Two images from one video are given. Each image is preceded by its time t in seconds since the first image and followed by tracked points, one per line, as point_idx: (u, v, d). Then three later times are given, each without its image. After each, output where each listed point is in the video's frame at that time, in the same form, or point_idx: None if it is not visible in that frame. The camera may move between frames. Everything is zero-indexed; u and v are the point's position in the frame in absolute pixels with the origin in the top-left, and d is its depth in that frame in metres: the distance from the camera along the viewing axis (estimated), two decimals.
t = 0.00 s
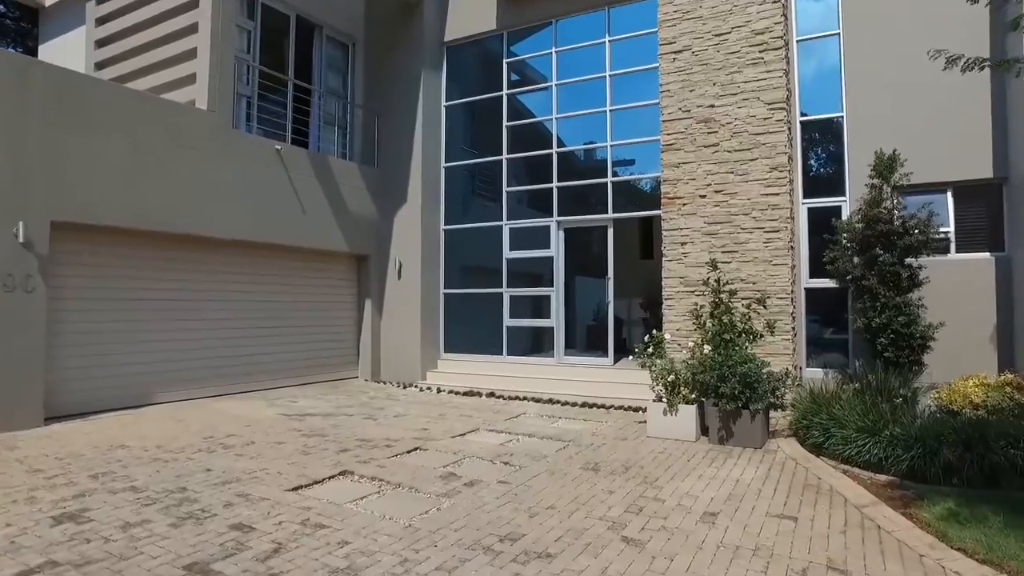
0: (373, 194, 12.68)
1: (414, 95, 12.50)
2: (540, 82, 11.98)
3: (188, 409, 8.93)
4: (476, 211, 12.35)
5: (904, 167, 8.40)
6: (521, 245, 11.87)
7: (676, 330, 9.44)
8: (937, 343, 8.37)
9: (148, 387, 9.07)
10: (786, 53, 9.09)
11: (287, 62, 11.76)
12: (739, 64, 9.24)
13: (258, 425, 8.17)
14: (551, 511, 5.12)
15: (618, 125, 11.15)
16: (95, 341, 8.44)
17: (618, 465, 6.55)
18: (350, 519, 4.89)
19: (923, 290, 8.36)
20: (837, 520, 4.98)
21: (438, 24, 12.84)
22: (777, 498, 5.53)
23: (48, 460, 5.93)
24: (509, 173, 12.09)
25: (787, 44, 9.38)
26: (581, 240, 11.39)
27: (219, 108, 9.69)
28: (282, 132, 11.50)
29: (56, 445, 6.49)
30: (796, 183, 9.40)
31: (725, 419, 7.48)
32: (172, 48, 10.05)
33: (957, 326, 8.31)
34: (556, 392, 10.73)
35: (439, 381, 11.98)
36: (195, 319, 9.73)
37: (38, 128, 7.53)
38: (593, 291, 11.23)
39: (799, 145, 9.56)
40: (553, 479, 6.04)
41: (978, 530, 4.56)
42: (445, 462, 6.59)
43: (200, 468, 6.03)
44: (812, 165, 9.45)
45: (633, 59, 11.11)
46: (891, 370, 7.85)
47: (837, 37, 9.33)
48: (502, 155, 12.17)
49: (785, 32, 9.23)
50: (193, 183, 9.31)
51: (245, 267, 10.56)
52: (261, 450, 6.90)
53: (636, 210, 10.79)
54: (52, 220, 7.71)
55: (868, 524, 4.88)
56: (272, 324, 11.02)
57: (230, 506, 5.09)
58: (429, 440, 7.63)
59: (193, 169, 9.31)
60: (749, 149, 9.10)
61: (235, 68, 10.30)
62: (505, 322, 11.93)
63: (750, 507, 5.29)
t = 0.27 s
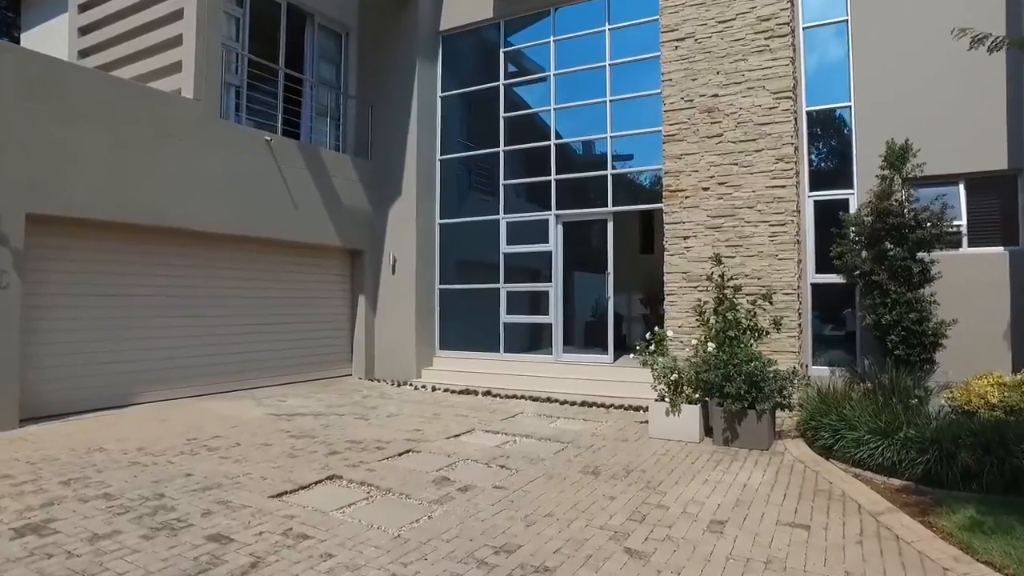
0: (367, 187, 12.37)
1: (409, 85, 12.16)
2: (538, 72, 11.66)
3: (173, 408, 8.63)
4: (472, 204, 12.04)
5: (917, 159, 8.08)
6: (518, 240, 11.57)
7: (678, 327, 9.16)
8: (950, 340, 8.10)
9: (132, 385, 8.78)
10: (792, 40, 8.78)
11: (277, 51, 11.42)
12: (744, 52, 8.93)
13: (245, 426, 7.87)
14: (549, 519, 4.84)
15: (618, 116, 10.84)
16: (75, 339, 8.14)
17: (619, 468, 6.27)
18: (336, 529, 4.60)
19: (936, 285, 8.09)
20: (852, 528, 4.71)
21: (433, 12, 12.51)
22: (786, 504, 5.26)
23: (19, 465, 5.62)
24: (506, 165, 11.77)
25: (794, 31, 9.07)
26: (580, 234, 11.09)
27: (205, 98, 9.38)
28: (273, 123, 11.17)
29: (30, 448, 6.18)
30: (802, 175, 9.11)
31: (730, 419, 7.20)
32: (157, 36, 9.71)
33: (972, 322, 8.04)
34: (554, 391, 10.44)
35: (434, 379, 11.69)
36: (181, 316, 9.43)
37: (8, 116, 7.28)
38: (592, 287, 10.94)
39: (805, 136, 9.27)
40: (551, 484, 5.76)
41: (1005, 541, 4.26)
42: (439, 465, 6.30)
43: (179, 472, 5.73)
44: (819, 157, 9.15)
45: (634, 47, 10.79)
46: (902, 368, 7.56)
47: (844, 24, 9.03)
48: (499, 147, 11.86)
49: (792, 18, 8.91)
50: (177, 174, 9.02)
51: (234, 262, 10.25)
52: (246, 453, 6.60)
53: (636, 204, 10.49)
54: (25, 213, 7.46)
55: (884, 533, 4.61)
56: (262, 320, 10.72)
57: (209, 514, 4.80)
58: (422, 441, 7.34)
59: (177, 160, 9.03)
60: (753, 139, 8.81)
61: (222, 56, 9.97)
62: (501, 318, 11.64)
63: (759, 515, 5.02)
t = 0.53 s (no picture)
0: (360, 184, 12.08)
1: (403, 79, 11.85)
2: (534, 66, 11.37)
3: (155, 412, 8.32)
4: (468, 202, 11.74)
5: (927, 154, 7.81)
6: (514, 238, 11.28)
7: (679, 327, 8.88)
8: (960, 341, 7.84)
9: (113, 388, 8.46)
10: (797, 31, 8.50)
11: (267, 43, 11.10)
12: (747, 43, 8.64)
13: (229, 430, 7.56)
14: (546, 534, 4.57)
15: (617, 111, 10.54)
16: (53, 340, 7.83)
17: (619, 476, 5.99)
18: (319, 545, 4.32)
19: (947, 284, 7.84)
20: (867, 542, 4.43)
21: (428, 5, 12.20)
22: (796, 516, 4.98)
23: None
24: (502, 161, 11.47)
25: (799, 22, 8.80)
26: (578, 232, 10.80)
27: (190, 90, 9.07)
28: (262, 117, 10.86)
29: None
30: (807, 171, 8.85)
31: (734, 424, 6.93)
32: (141, 26, 9.39)
33: (985, 323, 7.79)
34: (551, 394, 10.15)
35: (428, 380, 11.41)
36: (166, 316, 9.12)
37: None
38: (590, 286, 10.67)
39: (810, 131, 9.01)
40: (547, 494, 5.48)
41: None
42: (430, 474, 6.02)
43: (155, 481, 5.43)
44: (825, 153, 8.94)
45: (633, 40, 10.49)
46: (912, 371, 7.29)
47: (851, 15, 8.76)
48: (494, 142, 11.55)
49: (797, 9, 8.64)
50: (161, 170, 8.71)
51: (222, 261, 9.94)
52: (228, 460, 6.31)
53: (635, 201, 10.20)
54: None
55: (902, 548, 4.33)
56: (251, 321, 10.40)
57: (183, 528, 4.51)
58: (414, 447, 7.06)
59: (162, 156, 8.73)
60: (757, 134, 8.53)
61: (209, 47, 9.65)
62: (497, 318, 11.35)
63: (768, 528, 4.74)
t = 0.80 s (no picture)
0: (351, 179, 11.76)
1: (394, 72, 11.53)
2: (530, 58, 11.06)
3: (134, 416, 7.98)
4: (461, 199, 11.43)
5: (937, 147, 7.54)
6: (509, 235, 10.98)
7: (679, 327, 8.60)
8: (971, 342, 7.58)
9: (90, 391, 8.12)
10: (801, 21, 8.22)
11: (254, 35, 10.77)
12: (750, 34, 8.36)
13: (210, 435, 7.23)
14: (542, 548, 4.27)
15: (614, 104, 10.25)
16: (25, 341, 7.48)
17: (619, 484, 5.70)
18: (297, 562, 4.02)
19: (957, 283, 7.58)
20: (885, 558, 4.15)
21: None
22: (807, 528, 4.69)
23: None
24: (497, 157, 11.16)
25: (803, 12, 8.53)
26: (574, 229, 10.50)
27: (172, 81, 8.73)
28: (249, 111, 10.52)
29: None
30: (810, 166, 8.59)
31: (737, 428, 6.64)
32: (121, 15, 9.04)
33: (995, 323, 7.54)
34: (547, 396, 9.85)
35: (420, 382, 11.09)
36: (146, 316, 8.78)
37: None
38: (587, 284, 10.37)
39: (813, 125, 8.78)
40: (543, 504, 5.19)
41: None
42: (420, 482, 5.72)
43: (126, 491, 5.11)
44: (829, 149, 8.69)
45: (631, 32, 10.20)
46: (922, 373, 7.01)
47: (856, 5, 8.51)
48: (488, 136, 11.24)
49: None
50: (142, 164, 8.36)
51: (206, 259, 9.60)
52: (206, 467, 5.98)
53: (632, 197, 9.90)
54: None
55: (923, 563, 4.05)
56: (237, 321, 10.07)
57: (151, 544, 4.19)
58: (403, 453, 6.75)
59: (140, 150, 8.35)
60: (760, 127, 8.24)
61: (192, 37, 9.31)
62: (491, 318, 11.05)
63: (778, 541, 4.45)
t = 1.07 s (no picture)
0: (342, 175, 11.47)
1: (387, 66, 11.24)
2: (526, 51, 10.77)
3: (114, 419, 7.70)
4: (456, 196, 11.14)
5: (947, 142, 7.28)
6: (504, 233, 10.70)
7: (679, 327, 8.34)
8: (983, 343, 7.33)
9: (68, 393, 7.83)
10: (806, 11, 7.96)
11: (242, 26, 10.47)
12: (752, 24, 8.09)
13: (191, 440, 6.95)
14: (536, 565, 4.01)
15: (613, 98, 9.96)
16: None
17: (617, 493, 5.43)
18: None
19: (968, 281, 7.34)
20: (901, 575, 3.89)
21: None
22: (817, 541, 4.42)
23: None
24: (492, 152, 10.88)
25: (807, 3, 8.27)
26: (571, 227, 10.23)
27: (154, 73, 8.43)
28: (236, 104, 10.23)
29: None
30: (814, 161, 8.34)
31: (741, 432, 6.38)
32: (101, 3, 8.74)
33: (1007, 323, 7.29)
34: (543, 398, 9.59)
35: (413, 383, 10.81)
36: (128, 315, 8.49)
37: None
38: (584, 283, 10.11)
39: (817, 120, 8.55)
40: (538, 515, 4.92)
41: None
42: (409, 491, 5.45)
43: (95, 501, 4.83)
44: (833, 143, 8.44)
45: (630, 23, 9.92)
46: (931, 375, 6.76)
47: None
48: (483, 131, 10.95)
49: None
50: (123, 158, 8.06)
51: (191, 256, 9.30)
52: (184, 474, 5.71)
53: (631, 193, 9.63)
54: None
55: None
56: (223, 320, 9.78)
57: (115, 560, 3.91)
58: (392, 459, 6.47)
59: (120, 142, 8.02)
60: (762, 121, 7.98)
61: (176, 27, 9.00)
62: (486, 318, 10.77)
63: (787, 556, 4.19)
